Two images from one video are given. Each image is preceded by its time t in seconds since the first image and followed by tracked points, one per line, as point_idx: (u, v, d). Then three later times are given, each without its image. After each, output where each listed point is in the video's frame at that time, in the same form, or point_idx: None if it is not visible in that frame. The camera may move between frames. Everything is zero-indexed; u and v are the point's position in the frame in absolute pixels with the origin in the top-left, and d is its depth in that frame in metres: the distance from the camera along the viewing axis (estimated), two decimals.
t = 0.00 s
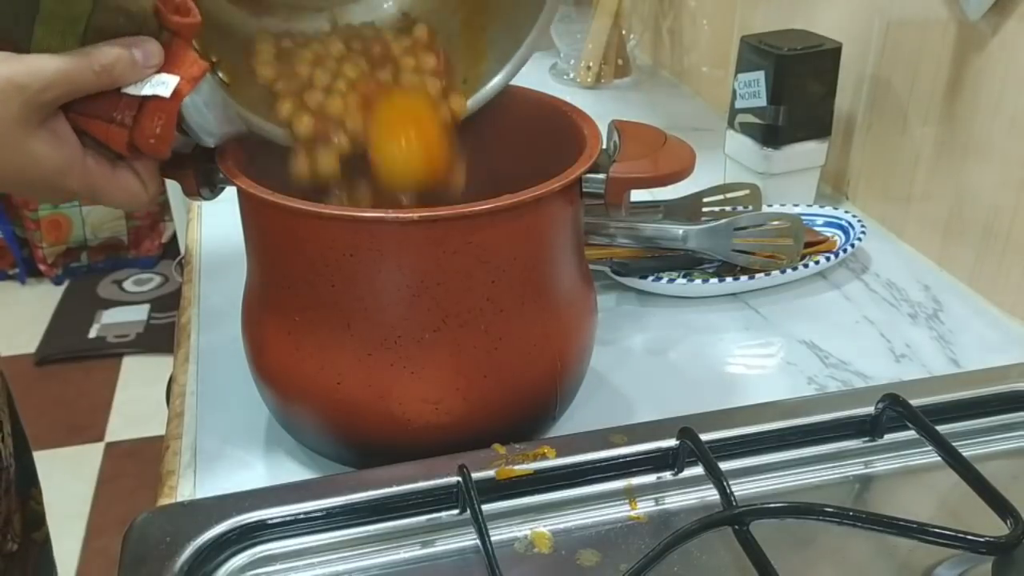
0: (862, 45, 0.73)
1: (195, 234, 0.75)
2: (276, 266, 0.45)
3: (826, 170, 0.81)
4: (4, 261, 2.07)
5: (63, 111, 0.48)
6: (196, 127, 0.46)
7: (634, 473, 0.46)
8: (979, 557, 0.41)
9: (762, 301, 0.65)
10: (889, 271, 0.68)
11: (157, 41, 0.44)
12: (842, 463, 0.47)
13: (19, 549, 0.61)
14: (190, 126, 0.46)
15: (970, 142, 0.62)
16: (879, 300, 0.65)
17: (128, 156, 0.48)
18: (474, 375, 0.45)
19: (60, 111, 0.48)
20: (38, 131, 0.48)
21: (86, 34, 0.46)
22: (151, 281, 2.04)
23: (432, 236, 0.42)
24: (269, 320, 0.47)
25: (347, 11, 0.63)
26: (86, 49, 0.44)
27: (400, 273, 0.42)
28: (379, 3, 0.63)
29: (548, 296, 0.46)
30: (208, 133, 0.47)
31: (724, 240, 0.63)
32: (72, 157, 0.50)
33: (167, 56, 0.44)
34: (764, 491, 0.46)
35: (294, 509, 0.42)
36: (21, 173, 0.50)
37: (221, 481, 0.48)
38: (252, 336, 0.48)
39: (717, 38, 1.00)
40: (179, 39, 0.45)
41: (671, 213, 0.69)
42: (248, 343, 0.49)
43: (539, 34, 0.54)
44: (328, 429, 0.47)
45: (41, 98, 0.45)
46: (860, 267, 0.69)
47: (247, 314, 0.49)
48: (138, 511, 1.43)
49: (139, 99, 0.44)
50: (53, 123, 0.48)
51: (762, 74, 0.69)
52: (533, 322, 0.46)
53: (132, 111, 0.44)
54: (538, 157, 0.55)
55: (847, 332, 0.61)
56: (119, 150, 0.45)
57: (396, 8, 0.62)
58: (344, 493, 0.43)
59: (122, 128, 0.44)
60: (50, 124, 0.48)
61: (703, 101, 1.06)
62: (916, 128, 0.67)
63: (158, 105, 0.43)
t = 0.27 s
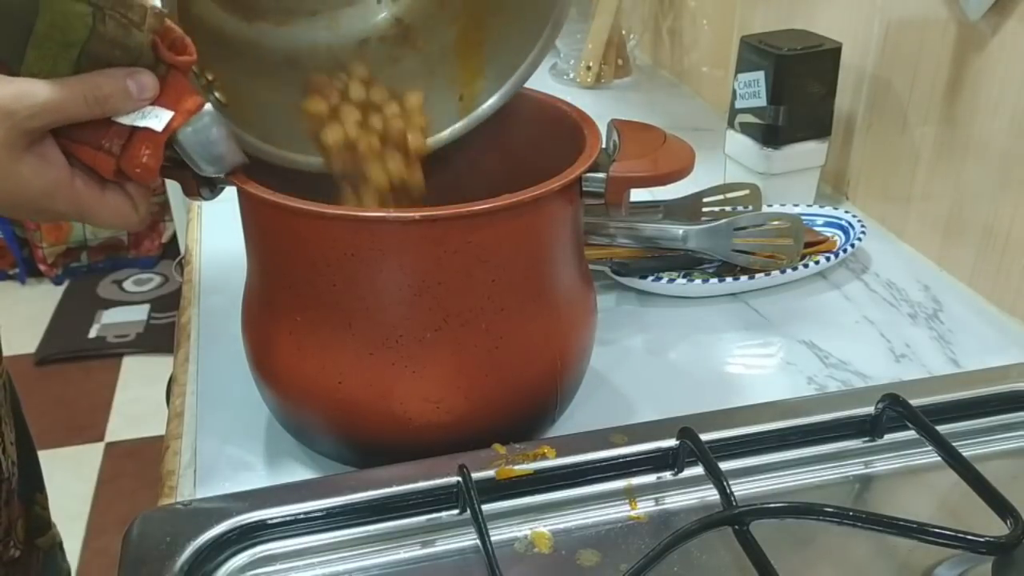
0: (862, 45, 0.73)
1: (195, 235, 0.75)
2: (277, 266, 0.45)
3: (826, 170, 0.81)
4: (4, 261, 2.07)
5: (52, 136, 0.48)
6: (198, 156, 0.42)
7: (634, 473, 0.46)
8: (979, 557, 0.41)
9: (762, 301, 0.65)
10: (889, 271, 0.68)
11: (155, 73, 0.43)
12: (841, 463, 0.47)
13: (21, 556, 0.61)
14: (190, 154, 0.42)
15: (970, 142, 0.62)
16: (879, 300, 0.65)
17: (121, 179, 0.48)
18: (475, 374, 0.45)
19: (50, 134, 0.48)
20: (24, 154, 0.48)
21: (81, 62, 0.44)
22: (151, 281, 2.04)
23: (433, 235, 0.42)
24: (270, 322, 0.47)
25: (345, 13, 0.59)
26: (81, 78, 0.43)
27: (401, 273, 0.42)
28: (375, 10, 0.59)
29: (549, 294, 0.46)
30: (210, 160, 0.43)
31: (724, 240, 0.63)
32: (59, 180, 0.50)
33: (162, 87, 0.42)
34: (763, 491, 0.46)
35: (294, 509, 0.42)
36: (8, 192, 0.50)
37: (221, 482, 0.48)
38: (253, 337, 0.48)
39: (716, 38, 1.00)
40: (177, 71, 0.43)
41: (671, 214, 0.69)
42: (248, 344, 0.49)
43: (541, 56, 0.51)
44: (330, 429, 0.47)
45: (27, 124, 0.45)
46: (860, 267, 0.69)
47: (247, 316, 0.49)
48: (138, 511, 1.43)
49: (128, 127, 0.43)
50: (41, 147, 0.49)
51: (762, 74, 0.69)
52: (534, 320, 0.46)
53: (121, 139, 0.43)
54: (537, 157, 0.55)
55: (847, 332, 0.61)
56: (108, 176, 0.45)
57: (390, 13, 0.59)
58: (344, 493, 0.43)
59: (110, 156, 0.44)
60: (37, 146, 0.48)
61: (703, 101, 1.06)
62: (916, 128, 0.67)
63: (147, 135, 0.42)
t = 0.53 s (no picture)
0: (861, 45, 0.73)
1: (195, 235, 0.75)
2: (277, 264, 0.45)
3: (826, 170, 0.81)
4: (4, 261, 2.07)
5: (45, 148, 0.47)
6: (186, 163, 0.43)
7: (634, 473, 0.46)
8: (980, 557, 0.41)
9: (762, 301, 0.66)
10: (889, 271, 0.68)
11: (144, 82, 0.42)
12: (841, 463, 0.47)
13: (25, 560, 0.60)
14: (177, 163, 0.43)
15: (970, 142, 0.62)
16: (879, 299, 0.65)
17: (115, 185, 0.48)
18: (478, 367, 0.45)
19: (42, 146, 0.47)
20: (17, 167, 0.48)
21: (70, 72, 0.42)
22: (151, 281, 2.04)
23: (434, 231, 0.42)
24: (270, 320, 0.46)
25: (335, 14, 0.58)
26: (72, 90, 0.42)
27: (402, 269, 0.42)
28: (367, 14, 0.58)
29: (549, 288, 0.46)
30: (197, 166, 0.44)
31: (724, 240, 0.63)
32: (54, 191, 0.49)
33: (153, 97, 0.42)
34: (763, 491, 0.46)
35: (294, 510, 0.42)
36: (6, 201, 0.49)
37: (221, 482, 0.48)
38: (252, 337, 0.48)
39: (717, 38, 1.00)
40: (167, 81, 0.42)
41: (671, 214, 0.69)
42: (247, 343, 0.49)
43: (531, 74, 0.51)
44: (332, 427, 0.47)
45: (18, 140, 0.44)
46: (860, 267, 0.70)
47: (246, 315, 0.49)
48: (138, 511, 1.43)
49: (119, 137, 0.43)
50: (32, 160, 0.48)
51: (763, 74, 0.70)
52: (535, 313, 0.46)
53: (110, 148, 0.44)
54: (534, 155, 0.55)
55: (847, 332, 0.61)
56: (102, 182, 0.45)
57: (381, 18, 0.58)
58: (344, 493, 0.43)
59: (103, 164, 0.44)
60: (30, 160, 0.47)
61: (703, 101, 1.06)
62: (916, 127, 0.67)
63: (137, 144, 0.43)
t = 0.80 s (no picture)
0: (861, 45, 0.73)
1: (195, 235, 0.75)
2: (273, 263, 0.45)
3: (826, 170, 0.81)
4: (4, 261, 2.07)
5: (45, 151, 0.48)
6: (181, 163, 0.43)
7: (634, 473, 0.46)
8: (980, 557, 0.41)
9: (762, 301, 0.66)
10: (889, 271, 0.68)
11: (137, 80, 0.42)
12: (841, 463, 0.47)
13: (25, 558, 0.60)
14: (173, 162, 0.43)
15: (970, 142, 0.62)
16: (879, 300, 0.65)
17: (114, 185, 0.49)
18: (474, 366, 0.45)
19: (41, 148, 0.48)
20: (18, 170, 0.48)
21: (63, 74, 0.42)
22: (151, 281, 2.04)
23: (430, 230, 0.42)
24: (267, 321, 0.46)
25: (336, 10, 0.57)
26: (70, 92, 0.42)
27: (399, 268, 0.42)
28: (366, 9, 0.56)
29: (545, 286, 0.46)
30: (192, 165, 0.43)
31: (724, 240, 0.63)
32: (54, 192, 0.50)
33: (147, 95, 0.42)
34: (763, 491, 0.46)
35: (294, 510, 0.42)
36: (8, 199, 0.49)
37: (222, 482, 0.48)
38: (249, 337, 0.48)
39: (717, 38, 0.99)
40: (161, 78, 0.42)
41: (671, 214, 0.69)
42: (243, 343, 0.49)
43: (527, 70, 0.52)
44: (329, 427, 0.47)
45: (18, 144, 0.46)
46: (860, 267, 0.69)
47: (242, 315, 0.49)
48: (138, 511, 1.43)
49: (115, 136, 0.43)
50: (32, 163, 0.49)
51: (762, 74, 0.70)
52: (532, 311, 0.46)
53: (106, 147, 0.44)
54: (529, 154, 0.55)
55: (847, 332, 0.61)
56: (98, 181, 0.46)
57: (380, 13, 0.56)
58: (344, 493, 0.43)
59: (98, 164, 0.44)
60: (30, 163, 0.48)
61: (703, 101, 1.06)
62: (916, 127, 0.67)
63: (133, 142, 0.43)
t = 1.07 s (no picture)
0: (861, 45, 0.73)
1: (195, 235, 0.75)
2: (273, 264, 0.45)
3: (826, 170, 0.81)
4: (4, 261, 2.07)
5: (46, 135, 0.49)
6: (174, 146, 0.45)
7: (634, 473, 0.46)
8: (979, 557, 0.41)
9: (762, 301, 0.66)
10: (889, 271, 0.68)
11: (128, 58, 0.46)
12: (841, 463, 0.47)
13: (25, 553, 0.60)
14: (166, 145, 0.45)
15: (970, 142, 0.62)
16: (879, 300, 0.65)
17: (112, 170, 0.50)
18: (474, 365, 0.45)
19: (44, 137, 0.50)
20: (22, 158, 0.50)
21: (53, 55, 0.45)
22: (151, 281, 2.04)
23: (430, 230, 0.42)
24: (267, 321, 0.46)
25: None
26: (64, 77, 0.45)
27: (399, 268, 0.42)
28: None
29: (544, 285, 0.46)
30: (184, 148, 0.45)
31: (724, 240, 0.63)
32: (56, 179, 0.51)
33: (138, 73, 0.46)
34: (763, 491, 0.46)
35: (294, 510, 0.42)
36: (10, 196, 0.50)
37: (222, 482, 0.48)
38: (249, 337, 0.48)
39: (717, 37, 0.99)
40: (149, 56, 0.46)
41: (671, 214, 0.69)
42: (243, 343, 0.49)
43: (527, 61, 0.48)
44: (329, 427, 0.47)
45: (21, 132, 0.48)
46: (860, 267, 0.69)
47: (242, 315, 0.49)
48: (137, 511, 1.43)
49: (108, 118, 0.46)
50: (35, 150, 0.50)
51: (762, 74, 0.70)
52: (532, 311, 0.46)
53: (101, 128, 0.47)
54: (529, 154, 0.55)
55: (847, 332, 0.61)
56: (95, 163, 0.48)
57: None
58: (345, 493, 0.43)
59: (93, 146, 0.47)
60: (33, 150, 0.50)
61: (702, 101, 1.06)
62: (916, 127, 0.67)
63: (127, 120, 0.46)
